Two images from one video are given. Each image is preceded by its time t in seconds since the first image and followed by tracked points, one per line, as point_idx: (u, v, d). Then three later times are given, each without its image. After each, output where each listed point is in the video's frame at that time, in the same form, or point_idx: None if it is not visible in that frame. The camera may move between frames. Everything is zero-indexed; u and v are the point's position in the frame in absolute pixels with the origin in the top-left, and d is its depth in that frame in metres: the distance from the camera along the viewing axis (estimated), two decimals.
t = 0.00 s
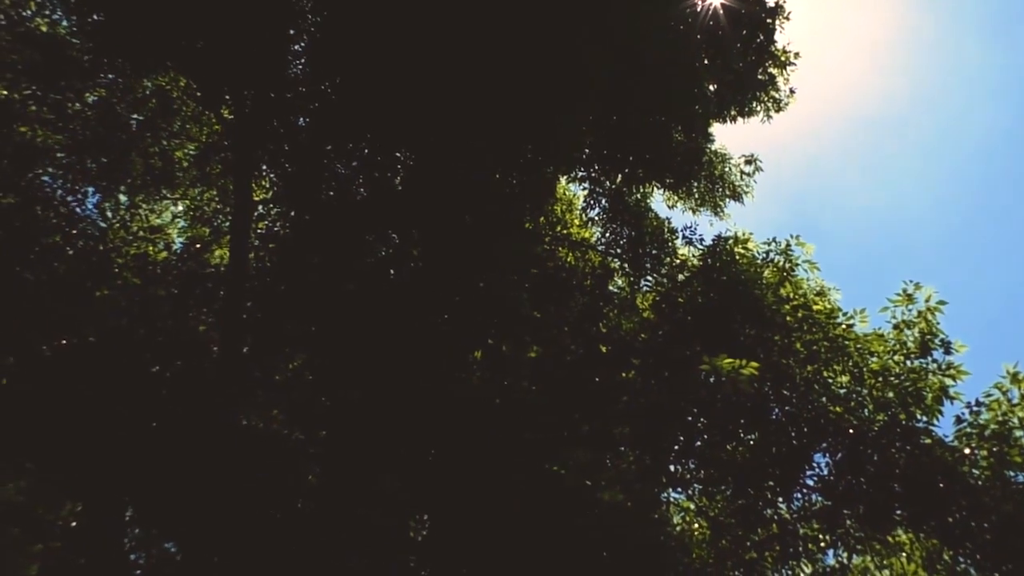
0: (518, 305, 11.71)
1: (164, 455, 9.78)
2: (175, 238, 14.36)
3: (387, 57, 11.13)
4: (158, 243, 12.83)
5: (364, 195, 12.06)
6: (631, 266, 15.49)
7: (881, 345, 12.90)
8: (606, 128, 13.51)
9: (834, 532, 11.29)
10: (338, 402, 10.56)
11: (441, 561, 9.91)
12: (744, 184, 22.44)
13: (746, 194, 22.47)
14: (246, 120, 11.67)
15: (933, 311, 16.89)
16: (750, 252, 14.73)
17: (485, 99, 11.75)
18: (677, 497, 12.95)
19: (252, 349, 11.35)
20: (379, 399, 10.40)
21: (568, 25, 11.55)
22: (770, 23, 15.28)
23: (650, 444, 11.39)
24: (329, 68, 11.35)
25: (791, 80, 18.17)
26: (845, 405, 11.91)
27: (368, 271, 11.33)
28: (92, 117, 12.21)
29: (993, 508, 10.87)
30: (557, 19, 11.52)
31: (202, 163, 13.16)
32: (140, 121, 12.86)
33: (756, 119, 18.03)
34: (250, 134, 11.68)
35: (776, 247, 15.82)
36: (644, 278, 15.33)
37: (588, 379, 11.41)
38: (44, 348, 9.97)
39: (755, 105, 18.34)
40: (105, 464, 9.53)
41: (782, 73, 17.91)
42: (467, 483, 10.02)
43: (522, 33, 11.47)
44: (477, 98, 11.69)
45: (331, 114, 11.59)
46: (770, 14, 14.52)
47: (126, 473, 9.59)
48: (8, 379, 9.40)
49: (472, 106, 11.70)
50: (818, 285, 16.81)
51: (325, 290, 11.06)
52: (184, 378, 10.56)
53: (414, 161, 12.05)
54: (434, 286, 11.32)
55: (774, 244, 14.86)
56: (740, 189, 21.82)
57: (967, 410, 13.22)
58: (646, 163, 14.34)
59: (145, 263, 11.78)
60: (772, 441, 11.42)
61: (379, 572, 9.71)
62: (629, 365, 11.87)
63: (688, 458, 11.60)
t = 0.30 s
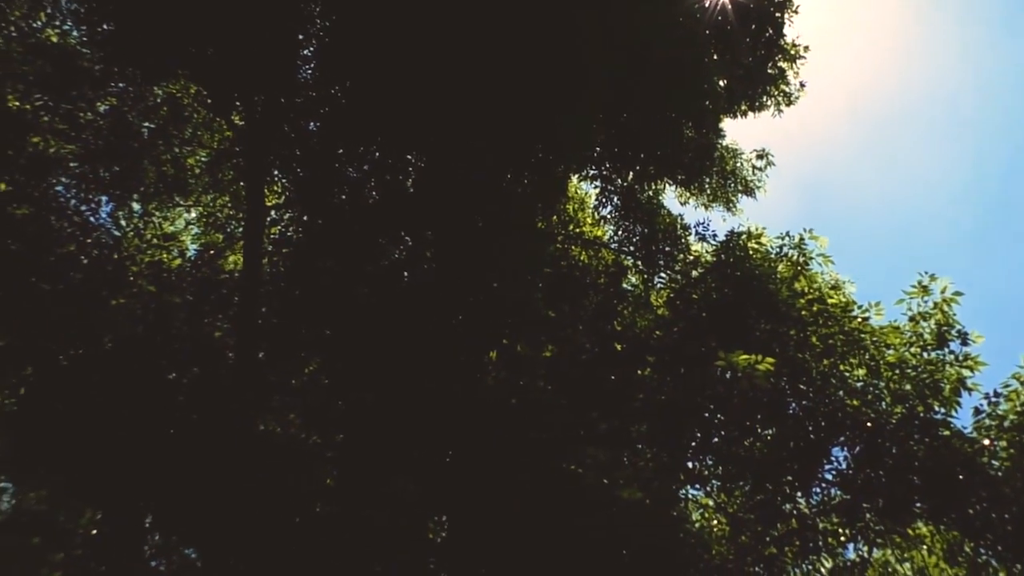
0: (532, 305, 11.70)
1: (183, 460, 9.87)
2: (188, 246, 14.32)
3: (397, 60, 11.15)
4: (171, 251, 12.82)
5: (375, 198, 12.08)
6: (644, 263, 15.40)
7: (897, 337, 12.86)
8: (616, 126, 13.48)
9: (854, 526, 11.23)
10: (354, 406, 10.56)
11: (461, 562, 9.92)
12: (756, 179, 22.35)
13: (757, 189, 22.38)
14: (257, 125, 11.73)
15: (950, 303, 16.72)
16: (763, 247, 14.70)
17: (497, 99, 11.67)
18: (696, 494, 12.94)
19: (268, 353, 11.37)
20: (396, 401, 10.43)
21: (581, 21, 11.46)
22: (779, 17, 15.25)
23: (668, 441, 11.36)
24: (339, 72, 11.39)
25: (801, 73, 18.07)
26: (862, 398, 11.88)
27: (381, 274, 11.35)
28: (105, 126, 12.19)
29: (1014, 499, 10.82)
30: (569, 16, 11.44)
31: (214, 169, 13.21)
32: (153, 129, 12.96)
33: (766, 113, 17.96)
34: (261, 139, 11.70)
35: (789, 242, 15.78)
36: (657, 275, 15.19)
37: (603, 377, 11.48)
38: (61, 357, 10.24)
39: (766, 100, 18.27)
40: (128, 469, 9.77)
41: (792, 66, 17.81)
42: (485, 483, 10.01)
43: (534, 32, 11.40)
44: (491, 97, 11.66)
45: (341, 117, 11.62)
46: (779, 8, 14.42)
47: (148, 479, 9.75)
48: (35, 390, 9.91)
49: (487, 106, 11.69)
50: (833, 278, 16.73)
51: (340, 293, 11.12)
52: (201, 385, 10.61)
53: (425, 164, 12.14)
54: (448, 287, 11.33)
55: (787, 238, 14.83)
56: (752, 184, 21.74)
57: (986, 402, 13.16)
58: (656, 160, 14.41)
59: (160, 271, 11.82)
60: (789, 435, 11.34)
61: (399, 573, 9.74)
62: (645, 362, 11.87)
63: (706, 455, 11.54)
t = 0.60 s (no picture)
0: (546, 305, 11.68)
1: (202, 467, 9.96)
2: (202, 252, 14.56)
3: (406, 63, 11.16)
4: (185, 257, 12.94)
5: (388, 203, 11.96)
6: (657, 260, 15.45)
7: (913, 330, 12.84)
8: (626, 124, 13.45)
9: (874, 520, 11.15)
10: (371, 409, 10.65)
11: (480, 562, 9.97)
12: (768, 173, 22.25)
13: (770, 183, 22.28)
14: (269, 132, 11.79)
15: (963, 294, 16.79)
16: (776, 242, 14.67)
17: (506, 98, 11.67)
18: (714, 490, 12.96)
19: (283, 358, 11.44)
20: (413, 403, 10.48)
21: (591, 20, 11.40)
22: (788, 10, 15.16)
23: (685, 438, 11.27)
24: (347, 75, 11.41)
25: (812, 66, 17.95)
26: (879, 391, 11.85)
27: (394, 276, 11.38)
28: (116, 135, 12.31)
29: None
30: (579, 14, 11.37)
31: (226, 176, 13.27)
32: (164, 136, 12.95)
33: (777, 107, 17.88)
34: (273, 146, 11.83)
35: (802, 236, 15.73)
36: (670, 271, 15.22)
37: (618, 376, 11.40)
38: (79, 367, 10.19)
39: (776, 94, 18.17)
40: (149, 477, 9.85)
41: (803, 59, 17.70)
42: (502, 484, 10.04)
43: (543, 30, 11.35)
44: (500, 97, 11.64)
45: (352, 121, 11.56)
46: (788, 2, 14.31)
47: (167, 486, 9.85)
48: (56, 401, 9.94)
49: (496, 106, 11.67)
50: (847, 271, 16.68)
51: (353, 297, 11.13)
52: (218, 391, 10.67)
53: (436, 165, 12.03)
54: (461, 289, 11.35)
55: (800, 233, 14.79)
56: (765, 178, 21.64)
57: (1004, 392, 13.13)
58: (668, 157, 14.33)
59: (174, 277, 11.89)
60: (807, 429, 11.29)
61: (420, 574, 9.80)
62: (660, 359, 11.86)
63: (723, 451, 11.48)
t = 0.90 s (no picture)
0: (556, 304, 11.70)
1: (215, 474, 9.98)
2: (213, 257, 14.67)
3: (415, 65, 11.18)
4: (197, 262, 13.03)
5: (397, 205, 11.95)
6: (668, 258, 15.48)
7: (926, 323, 12.83)
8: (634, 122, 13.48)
9: (889, 514, 11.17)
10: (384, 410, 10.73)
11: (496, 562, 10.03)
12: (779, 168, 22.20)
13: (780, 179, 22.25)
14: (277, 136, 11.82)
15: (973, 287, 16.76)
16: (787, 237, 14.67)
17: (514, 97, 11.70)
18: (730, 487, 12.86)
19: (297, 361, 11.56)
20: (427, 404, 10.56)
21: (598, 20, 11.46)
22: (795, 5, 15.14)
23: (700, 435, 11.27)
24: (355, 78, 11.42)
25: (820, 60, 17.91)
26: (892, 384, 11.86)
27: (405, 278, 11.43)
28: (126, 141, 12.35)
29: None
30: (585, 15, 11.44)
31: (236, 181, 13.36)
32: (175, 141, 12.94)
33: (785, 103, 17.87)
34: (281, 150, 11.85)
35: (813, 231, 15.73)
36: (681, 269, 15.20)
37: (631, 373, 11.73)
38: (92, 373, 10.16)
39: (785, 89, 18.16)
40: (166, 483, 9.87)
41: (811, 54, 17.68)
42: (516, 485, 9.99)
43: (551, 29, 11.40)
44: (507, 98, 11.69)
45: (360, 123, 11.59)
46: None
47: (183, 492, 9.90)
48: (68, 409, 9.89)
49: (504, 108, 11.71)
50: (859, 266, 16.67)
51: (366, 301, 11.28)
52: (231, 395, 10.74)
53: (445, 167, 12.06)
54: (473, 290, 11.36)
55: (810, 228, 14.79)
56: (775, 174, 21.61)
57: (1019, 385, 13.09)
58: (676, 155, 14.51)
59: (186, 283, 11.97)
60: (820, 425, 11.26)
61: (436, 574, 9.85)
62: (672, 357, 11.97)
63: (736, 447, 11.50)
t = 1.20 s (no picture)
0: (569, 303, 11.72)
1: (231, 479, 9.94)
2: (226, 262, 14.75)
3: (424, 67, 11.20)
4: (211, 268, 13.09)
5: (408, 207, 11.94)
6: (680, 254, 15.48)
7: (941, 315, 12.80)
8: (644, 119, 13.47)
9: (908, 507, 11.13)
10: (398, 411, 10.80)
11: (515, 562, 10.06)
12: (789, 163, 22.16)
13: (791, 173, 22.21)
14: (286, 142, 11.89)
15: (988, 278, 16.71)
16: (799, 232, 14.66)
17: (524, 97, 11.65)
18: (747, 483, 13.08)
19: (311, 365, 11.57)
20: (443, 405, 10.57)
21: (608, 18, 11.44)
22: None
23: (716, 429, 11.16)
24: (365, 81, 11.44)
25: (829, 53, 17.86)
26: (909, 377, 11.83)
27: (418, 281, 11.47)
28: (138, 149, 12.38)
29: None
30: (595, 13, 11.43)
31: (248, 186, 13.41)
32: (187, 147, 13.04)
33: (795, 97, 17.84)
34: (292, 154, 11.91)
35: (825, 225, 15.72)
36: (694, 265, 15.24)
37: (646, 371, 11.70)
38: (108, 382, 10.22)
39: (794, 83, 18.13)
40: (183, 489, 9.88)
41: (820, 47, 17.63)
42: (531, 484, 9.96)
43: (560, 28, 11.39)
44: (517, 98, 11.64)
45: (370, 126, 11.59)
46: None
47: (201, 498, 9.92)
48: (85, 418, 9.90)
49: (514, 108, 11.67)
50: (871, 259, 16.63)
51: (380, 303, 11.29)
52: (248, 400, 10.77)
53: (456, 168, 12.04)
54: (488, 291, 11.47)
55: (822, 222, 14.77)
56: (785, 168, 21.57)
57: None
58: (688, 152, 14.50)
59: (201, 289, 12.00)
60: (837, 419, 11.25)
61: None
62: (688, 354, 12.01)
63: (753, 443, 11.48)
